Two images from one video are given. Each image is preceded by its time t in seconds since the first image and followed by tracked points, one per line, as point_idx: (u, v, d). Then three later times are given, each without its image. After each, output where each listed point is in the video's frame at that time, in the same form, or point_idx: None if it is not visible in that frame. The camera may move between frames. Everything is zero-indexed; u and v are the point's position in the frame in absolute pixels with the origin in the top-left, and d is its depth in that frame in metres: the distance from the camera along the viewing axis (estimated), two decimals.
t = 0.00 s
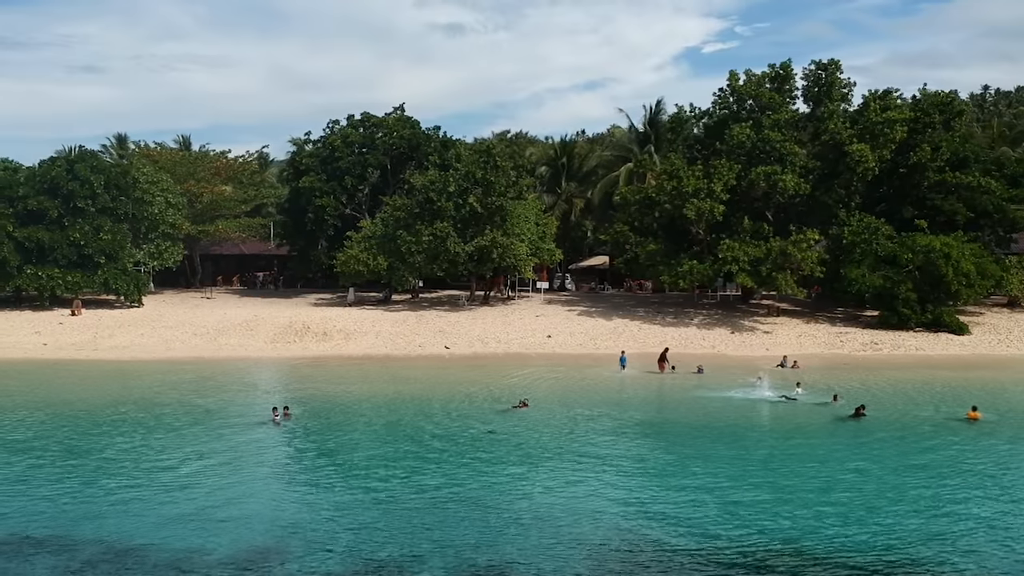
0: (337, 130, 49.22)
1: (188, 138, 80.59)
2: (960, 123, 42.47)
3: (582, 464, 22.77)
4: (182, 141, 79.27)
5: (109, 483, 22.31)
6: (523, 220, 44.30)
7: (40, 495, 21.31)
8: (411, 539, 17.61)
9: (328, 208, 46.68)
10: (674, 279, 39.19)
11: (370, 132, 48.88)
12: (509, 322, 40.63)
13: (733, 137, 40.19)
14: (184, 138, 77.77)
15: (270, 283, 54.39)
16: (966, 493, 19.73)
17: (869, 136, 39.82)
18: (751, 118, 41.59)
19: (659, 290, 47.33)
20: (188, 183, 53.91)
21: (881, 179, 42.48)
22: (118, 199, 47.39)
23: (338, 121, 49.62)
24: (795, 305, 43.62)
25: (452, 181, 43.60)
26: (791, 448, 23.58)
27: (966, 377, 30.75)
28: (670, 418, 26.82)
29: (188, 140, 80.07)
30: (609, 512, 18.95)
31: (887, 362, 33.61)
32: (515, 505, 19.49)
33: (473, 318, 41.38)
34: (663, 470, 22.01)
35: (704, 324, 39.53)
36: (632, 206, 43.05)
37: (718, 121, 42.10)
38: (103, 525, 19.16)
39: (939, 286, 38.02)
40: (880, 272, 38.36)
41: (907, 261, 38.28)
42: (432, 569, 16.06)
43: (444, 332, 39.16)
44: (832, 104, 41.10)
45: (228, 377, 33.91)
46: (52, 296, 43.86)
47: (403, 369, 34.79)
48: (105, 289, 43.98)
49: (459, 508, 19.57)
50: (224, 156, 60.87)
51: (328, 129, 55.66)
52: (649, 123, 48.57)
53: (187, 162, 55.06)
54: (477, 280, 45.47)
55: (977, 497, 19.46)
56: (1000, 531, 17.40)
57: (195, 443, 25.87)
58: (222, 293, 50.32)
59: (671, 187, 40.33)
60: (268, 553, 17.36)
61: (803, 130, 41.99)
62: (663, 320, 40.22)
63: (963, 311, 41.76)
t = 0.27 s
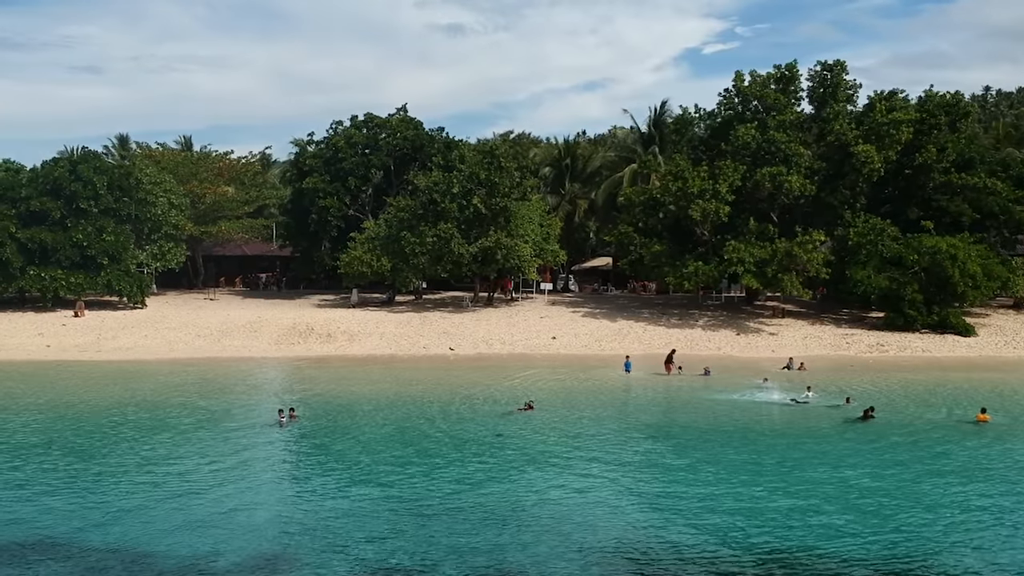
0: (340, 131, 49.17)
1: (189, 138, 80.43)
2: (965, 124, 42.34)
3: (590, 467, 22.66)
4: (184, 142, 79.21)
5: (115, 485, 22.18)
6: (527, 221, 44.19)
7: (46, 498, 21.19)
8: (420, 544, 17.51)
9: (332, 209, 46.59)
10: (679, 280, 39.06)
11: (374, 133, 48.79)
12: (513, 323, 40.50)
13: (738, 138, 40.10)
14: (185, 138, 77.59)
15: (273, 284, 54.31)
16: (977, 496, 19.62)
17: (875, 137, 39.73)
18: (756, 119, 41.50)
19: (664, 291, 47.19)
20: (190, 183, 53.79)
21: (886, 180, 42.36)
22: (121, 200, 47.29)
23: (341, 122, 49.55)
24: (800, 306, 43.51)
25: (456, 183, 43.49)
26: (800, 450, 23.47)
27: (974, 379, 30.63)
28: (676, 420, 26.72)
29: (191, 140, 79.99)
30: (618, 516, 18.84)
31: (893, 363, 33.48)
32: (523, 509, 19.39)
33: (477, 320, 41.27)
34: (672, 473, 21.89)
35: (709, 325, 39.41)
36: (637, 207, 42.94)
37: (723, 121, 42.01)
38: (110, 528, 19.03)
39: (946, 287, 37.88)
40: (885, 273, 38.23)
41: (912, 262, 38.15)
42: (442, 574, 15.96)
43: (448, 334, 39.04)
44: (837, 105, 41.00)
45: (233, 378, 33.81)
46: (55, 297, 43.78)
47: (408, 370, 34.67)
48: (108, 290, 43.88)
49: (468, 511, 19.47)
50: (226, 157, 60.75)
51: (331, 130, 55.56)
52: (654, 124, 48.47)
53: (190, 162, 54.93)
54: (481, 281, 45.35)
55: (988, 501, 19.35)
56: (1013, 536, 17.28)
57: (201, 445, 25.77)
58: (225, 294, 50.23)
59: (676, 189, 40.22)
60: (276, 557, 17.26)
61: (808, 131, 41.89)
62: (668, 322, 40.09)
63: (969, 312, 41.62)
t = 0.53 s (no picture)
0: (343, 132, 49.13)
1: (191, 139, 80.33)
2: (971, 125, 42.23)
3: (599, 472, 22.56)
4: (186, 142, 79.12)
5: (121, 490, 22.06)
6: (531, 222, 44.10)
7: (52, 502, 21.07)
8: (430, 551, 17.42)
9: (335, 211, 46.51)
10: (684, 282, 38.95)
11: (377, 134, 48.70)
12: (518, 325, 40.39)
13: (743, 139, 40.02)
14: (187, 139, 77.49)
15: (276, 286, 54.24)
16: (988, 503, 19.53)
17: (881, 139, 39.68)
18: (761, 121, 41.43)
19: (668, 293, 47.08)
20: (193, 184, 53.69)
21: (891, 182, 42.27)
22: (124, 201, 47.21)
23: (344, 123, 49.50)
24: (805, 308, 43.39)
25: (460, 185, 43.34)
26: (809, 455, 23.36)
27: (981, 382, 30.52)
28: (684, 424, 26.63)
29: (192, 141, 79.87)
30: (628, 523, 18.74)
31: (900, 366, 33.37)
32: (533, 515, 19.28)
33: (482, 322, 41.18)
34: (681, 479, 21.79)
35: (714, 327, 39.30)
36: (642, 209, 42.85)
37: (729, 123, 41.94)
38: (116, 534, 18.90)
39: (952, 289, 37.75)
40: (891, 275, 38.10)
41: (918, 265, 38.03)
42: None
43: (453, 336, 38.93)
44: (843, 107, 40.91)
45: (237, 381, 33.72)
46: (58, 299, 43.71)
47: (412, 373, 34.55)
48: (111, 291, 43.79)
49: (477, 518, 19.37)
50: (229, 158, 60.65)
51: (334, 131, 55.44)
52: (658, 125, 48.40)
53: (192, 163, 54.83)
54: (485, 282, 45.23)
55: (1000, 507, 19.26)
56: None
57: (207, 449, 25.68)
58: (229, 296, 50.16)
59: (681, 191, 40.11)
60: (285, 563, 17.15)
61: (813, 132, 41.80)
62: (673, 324, 39.97)
63: (974, 314, 41.50)
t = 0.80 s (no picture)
0: (347, 134, 49.02)
1: (193, 140, 80.22)
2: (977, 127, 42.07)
3: (608, 478, 22.41)
4: (188, 143, 79.00)
5: (127, 496, 21.91)
6: (534, 224, 43.97)
7: (57, 509, 20.92)
8: (439, 561, 17.29)
9: (339, 213, 46.40)
10: (690, 285, 38.81)
11: (381, 135, 48.57)
12: (523, 328, 40.26)
13: (749, 141, 39.88)
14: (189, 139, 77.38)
15: (279, 287, 54.16)
16: (1001, 510, 19.36)
17: (887, 140, 39.55)
18: (767, 123, 41.32)
19: (672, 294, 46.99)
20: (195, 186, 53.57)
21: (897, 183, 42.12)
22: (126, 203, 47.07)
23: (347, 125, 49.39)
24: (810, 311, 43.27)
25: (464, 186, 43.16)
26: (819, 460, 23.21)
27: (989, 386, 30.37)
28: (691, 429, 26.49)
29: (193, 141, 79.69)
30: (638, 532, 18.61)
31: (907, 369, 33.22)
32: (542, 524, 19.14)
33: (486, 324, 41.05)
34: (691, 485, 21.66)
35: (719, 330, 39.18)
36: (646, 210, 42.73)
37: (734, 125, 41.83)
38: (124, 542, 18.81)
39: (958, 292, 37.60)
40: (897, 278, 37.98)
41: (924, 266, 37.88)
42: None
43: (457, 339, 38.80)
44: (849, 108, 40.77)
45: (241, 383, 33.60)
46: (61, 301, 43.58)
47: (417, 376, 34.40)
48: (114, 294, 43.65)
49: (486, 525, 19.24)
50: (231, 159, 60.51)
51: (337, 131, 55.29)
52: (662, 126, 48.29)
53: (195, 164, 54.70)
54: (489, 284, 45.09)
55: (1014, 515, 19.08)
56: None
57: (212, 453, 25.54)
58: (232, 298, 50.03)
59: (686, 193, 39.96)
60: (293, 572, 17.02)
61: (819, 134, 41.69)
62: (678, 327, 39.84)
63: (981, 317, 41.34)
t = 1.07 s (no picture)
0: (351, 135, 48.95)
1: (195, 142, 80.16)
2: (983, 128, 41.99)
3: (617, 480, 22.31)
4: (190, 144, 78.94)
5: (133, 498, 21.77)
6: (539, 226, 43.88)
7: (63, 511, 20.78)
8: (450, 560, 17.19)
9: (343, 214, 46.30)
10: (696, 286, 38.69)
11: (385, 137, 48.51)
12: (527, 329, 40.16)
13: (754, 142, 39.80)
14: (192, 141, 77.28)
15: (282, 289, 54.06)
16: (1014, 511, 19.27)
17: (893, 142, 39.47)
18: (772, 124, 41.24)
19: (676, 296, 46.88)
20: (199, 187, 53.47)
21: (903, 185, 42.03)
22: (130, 204, 46.97)
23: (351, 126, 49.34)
24: (816, 312, 43.13)
25: (468, 187, 43.06)
26: (828, 462, 23.11)
27: (997, 388, 30.26)
28: (700, 431, 26.39)
29: (196, 143, 79.62)
30: (650, 533, 18.50)
31: (914, 371, 33.11)
32: (552, 525, 19.03)
33: (491, 326, 40.95)
34: (700, 487, 21.56)
35: (725, 332, 39.06)
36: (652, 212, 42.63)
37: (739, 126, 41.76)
38: (132, 543, 18.69)
39: (965, 293, 37.49)
40: (903, 279, 37.85)
41: (931, 268, 37.77)
42: None
43: (462, 340, 38.71)
44: (855, 109, 40.70)
45: (246, 386, 33.48)
46: (64, 302, 43.48)
47: (422, 378, 34.31)
48: (118, 295, 43.55)
49: (496, 527, 19.14)
50: (234, 160, 60.43)
51: (341, 133, 55.19)
52: (667, 128, 48.20)
53: (198, 166, 54.59)
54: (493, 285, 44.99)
55: None
56: None
57: (219, 455, 25.42)
58: (235, 299, 49.91)
59: (692, 194, 39.85)
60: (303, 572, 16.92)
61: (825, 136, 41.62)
62: (683, 328, 39.71)
63: (986, 318, 41.23)
